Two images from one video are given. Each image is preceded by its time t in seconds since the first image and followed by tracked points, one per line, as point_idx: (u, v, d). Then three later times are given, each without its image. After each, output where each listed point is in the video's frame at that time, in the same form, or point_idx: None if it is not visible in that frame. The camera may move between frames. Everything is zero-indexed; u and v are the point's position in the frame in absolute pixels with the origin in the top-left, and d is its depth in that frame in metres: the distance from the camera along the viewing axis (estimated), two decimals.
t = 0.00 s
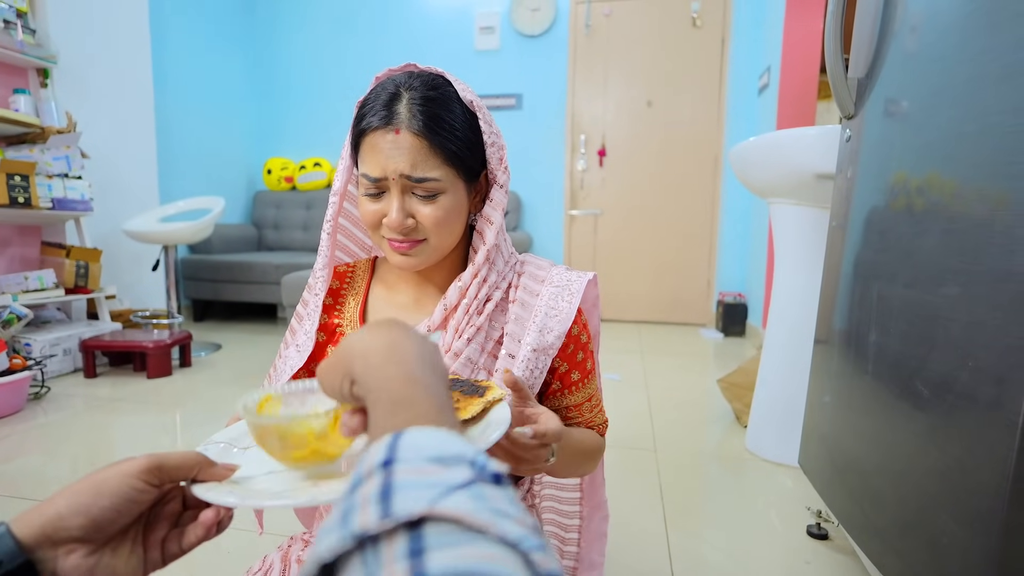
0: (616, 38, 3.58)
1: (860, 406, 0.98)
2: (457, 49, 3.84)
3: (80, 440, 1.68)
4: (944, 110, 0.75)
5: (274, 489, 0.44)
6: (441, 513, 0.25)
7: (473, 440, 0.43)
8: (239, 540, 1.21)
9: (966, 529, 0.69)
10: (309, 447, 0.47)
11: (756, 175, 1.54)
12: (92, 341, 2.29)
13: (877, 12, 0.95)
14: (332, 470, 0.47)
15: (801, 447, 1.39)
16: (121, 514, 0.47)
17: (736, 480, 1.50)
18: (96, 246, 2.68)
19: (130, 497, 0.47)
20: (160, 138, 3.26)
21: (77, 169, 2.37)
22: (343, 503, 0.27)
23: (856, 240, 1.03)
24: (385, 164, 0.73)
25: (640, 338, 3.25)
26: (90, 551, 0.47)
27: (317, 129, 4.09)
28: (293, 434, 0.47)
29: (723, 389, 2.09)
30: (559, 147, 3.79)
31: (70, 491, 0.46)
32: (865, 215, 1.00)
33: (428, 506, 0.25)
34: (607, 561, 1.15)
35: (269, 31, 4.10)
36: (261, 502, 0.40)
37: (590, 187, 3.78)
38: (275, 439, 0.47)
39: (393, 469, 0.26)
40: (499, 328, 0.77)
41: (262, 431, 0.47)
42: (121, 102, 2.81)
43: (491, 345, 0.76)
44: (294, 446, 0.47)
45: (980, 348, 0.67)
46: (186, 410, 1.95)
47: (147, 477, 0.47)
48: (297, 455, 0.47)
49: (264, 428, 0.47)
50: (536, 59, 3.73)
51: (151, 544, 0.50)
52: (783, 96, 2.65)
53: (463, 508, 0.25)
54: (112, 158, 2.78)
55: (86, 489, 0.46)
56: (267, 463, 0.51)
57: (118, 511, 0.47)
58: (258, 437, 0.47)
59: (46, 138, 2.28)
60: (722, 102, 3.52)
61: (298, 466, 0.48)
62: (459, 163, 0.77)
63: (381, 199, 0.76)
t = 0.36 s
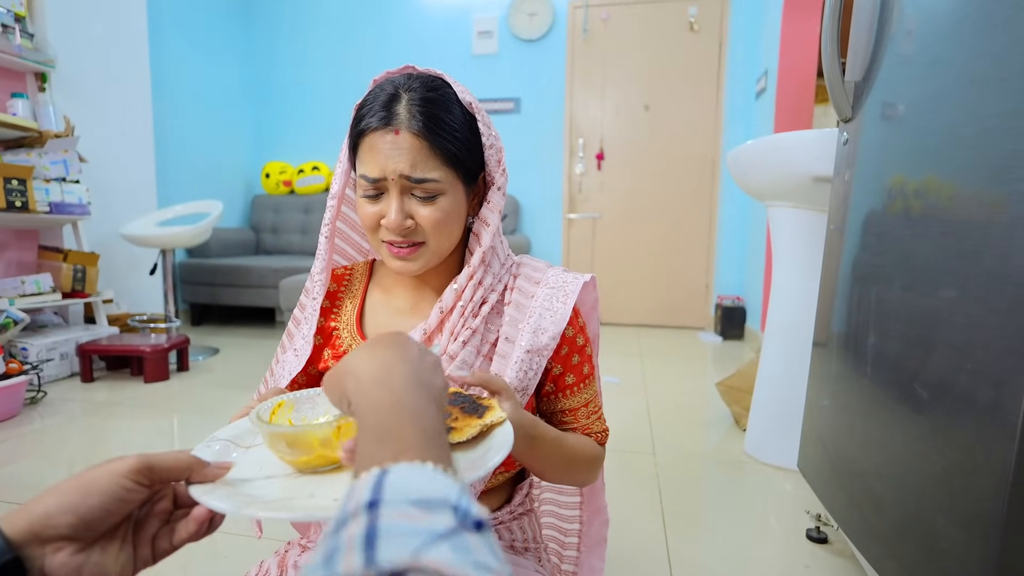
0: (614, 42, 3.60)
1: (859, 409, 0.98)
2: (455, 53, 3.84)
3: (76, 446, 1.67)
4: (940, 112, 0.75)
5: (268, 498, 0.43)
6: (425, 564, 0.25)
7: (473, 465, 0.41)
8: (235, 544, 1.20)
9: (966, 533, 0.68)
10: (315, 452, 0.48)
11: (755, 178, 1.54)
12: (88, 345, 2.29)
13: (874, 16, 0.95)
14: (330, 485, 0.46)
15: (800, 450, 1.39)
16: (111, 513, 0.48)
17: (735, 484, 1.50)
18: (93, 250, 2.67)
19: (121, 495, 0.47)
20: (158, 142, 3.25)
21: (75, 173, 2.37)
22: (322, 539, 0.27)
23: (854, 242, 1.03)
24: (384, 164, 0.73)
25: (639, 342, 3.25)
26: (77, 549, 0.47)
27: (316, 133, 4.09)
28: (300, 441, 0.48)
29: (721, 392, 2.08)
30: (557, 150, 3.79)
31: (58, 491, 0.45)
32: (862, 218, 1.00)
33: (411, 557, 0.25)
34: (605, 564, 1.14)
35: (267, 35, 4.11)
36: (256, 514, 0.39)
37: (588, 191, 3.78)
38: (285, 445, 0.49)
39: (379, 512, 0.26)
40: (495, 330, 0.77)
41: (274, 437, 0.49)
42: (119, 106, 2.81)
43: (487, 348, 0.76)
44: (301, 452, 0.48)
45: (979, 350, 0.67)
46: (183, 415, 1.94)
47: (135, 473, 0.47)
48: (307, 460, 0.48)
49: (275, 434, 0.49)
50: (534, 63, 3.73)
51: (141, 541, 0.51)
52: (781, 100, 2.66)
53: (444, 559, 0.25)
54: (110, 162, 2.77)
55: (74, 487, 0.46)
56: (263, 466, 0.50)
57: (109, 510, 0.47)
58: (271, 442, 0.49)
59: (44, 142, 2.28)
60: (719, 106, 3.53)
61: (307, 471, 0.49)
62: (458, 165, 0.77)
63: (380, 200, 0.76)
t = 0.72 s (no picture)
0: (612, 45, 3.60)
1: (859, 411, 0.97)
2: (454, 56, 3.85)
3: (74, 448, 1.67)
4: (939, 113, 0.75)
5: (268, 473, 0.46)
6: None
7: (472, 445, 0.48)
8: (232, 546, 1.20)
9: (967, 535, 0.68)
10: (312, 431, 0.51)
11: (754, 180, 1.54)
12: (87, 347, 2.29)
13: (872, 19, 0.95)
14: (328, 460, 0.49)
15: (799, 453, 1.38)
16: (93, 504, 0.50)
17: (734, 487, 1.49)
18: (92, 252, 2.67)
19: (100, 486, 0.50)
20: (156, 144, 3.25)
21: (73, 176, 2.37)
22: None
23: (853, 244, 1.03)
24: (381, 160, 0.73)
25: (638, 345, 3.25)
26: (64, 542, 0.49)
27: (315, 135, 4.09)
28: (298, 420, 0.51)
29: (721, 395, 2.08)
30: (556, 153, 3.80)
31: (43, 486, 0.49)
32: (861, 220, 1.00)
33: None
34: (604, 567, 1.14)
35: (266, 38, 4.11)
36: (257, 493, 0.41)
37: (588, 194, 3.78)
38: (282, 422, 0.51)
39: None
40: (488, 332, 0.77)
41: (271, 414, 0.52)
42: (118, 109, 2.81)
43: (481, 350, 0.76)
44: (298, 429, 0.51)
45: (979, 352, 0.66)
46: (181, 417, 1.93)
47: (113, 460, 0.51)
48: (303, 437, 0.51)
49: (272, 412, 0.51)
50: (534, 65, 3.74)
51: (134, 532, 0.54)
52: (779, 103, 2.66)
53: None
54: (108, 164, 2.77)
55: (56, 483, 0.49)
56: (261, 444, 0.52)
57: (91, 500, 0.50)
58: (268, 420, 0.52)
59: (43, 144, 2.28)
60: (718, 109, 3.54)
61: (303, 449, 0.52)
62: (454, 163, 0.76)
63: (376, 196, 0.76)
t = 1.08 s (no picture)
0: (611, 47, 3.61)
1: (859, 413, 0.97)
2: (453, 57, 3.85)
3: (73, 450, 1.66)
4: (938, 114, 0.75)
5: (272, 462, 0.47)
6: None
7: (476, 444, 0.48)
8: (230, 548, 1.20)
9: (968, 537, 0.68)
10: (318, 422, 0.52)
11: (753, 182, 1.54)
12: (85, 349, 2.28)
13: (871, 20, 0.95)
14: (331, 453, 0.49)
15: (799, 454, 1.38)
16: None
17: (734, 488, 1.49)
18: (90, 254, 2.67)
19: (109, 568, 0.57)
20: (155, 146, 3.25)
21: (72, 177, 2.37)
22: None
23: (853, 246, 1.03)
24: (377, 154, 0.73)
25: (638, 346, 3.24)
26: None
27: (315, 137, 4.09)
28: (303, 411, 0.52)
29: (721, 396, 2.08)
30: (555, 154, 3.80)
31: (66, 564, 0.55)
32: (861, 221, 0.99)
33: None
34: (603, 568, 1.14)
35: (266, 40, 4.12)
36: (257, 478, 0.42)
37: (587, 195, 3.78)
38: (288, 412, 0.52)
39: None
40: (487, 330, 0.77)
41: (277, 404, 0.53)
42: (117, 111, 2.81)
43: (479, 348, 0.76)
44: (302, 420, 0.52)
45: (979, 352, 0.66)
46: (180, 419, 1.93)
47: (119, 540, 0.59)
48: (309, 425, 0.52)
49: (278, 401, 0.52)
50: (533, 67, 3.75)
51: None
52: (778, 104, 2.66)
53: None
54: (107, 166, 2.77)
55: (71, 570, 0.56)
56: (267, 435, 0.54)
57: None
58: (274, 409, 0.53)
59: (42, 145, 2.28)
60: (716, 111, 3.54)
61: (308, 439, 0.53)
62: (451, 159, 0.76)
63: (373, 192, 0.76)
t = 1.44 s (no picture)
0: (610, 49, 3.61)
1: (859, 414, 0.97)
2: (453, 58, 3.86)
3: (71, 452, 1.66)
4: (938, 115, 0.75)
5: (273, 444, 0.49)
6: None
7: (473, 440, 0.48)
8: (227, 550, 1.19)
9: (969, 538, 0.67)
10: (320, 410, 0.53)
11: (751, 182, 1.54)
12: (84, 351, 2.28)
13: (869, 22, 0.95)
14: (332, 439, 0.50)
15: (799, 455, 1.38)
16: None
17: (734, 489, 1.49)
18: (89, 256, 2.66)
19: None
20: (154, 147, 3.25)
21: (71, 179, 2.36)
22: None
23: (852, 247, 1.03)
24: (372, 157, 0.73)
25: (637, 347, 3.24)
26: None
27: (314, 138, 4.09)
28: (307, 397, 0.53)
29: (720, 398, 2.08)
30: (554, 155, 3.80)
31: None
32: (860, 223, 0.99)
33: None
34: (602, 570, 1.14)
35: (266, 42, 4.12)
36: (257, 457, 0.44)
37: (586, 197, 3.78)
38: (291, 399, 0.53)
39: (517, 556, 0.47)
40: (481, 328, 0.77)
41: (281, 389, 0.54)
42: (116, 113, 2.81)
43: (472, 346, 0.76)
44: (305, 407, 0.53)
45: (980, 352, 0.66)
46: (179, 422, 1.92)
47: None
48: (311, 414, 0.53)
49: (283, 387, 0.54)
50: (532, 68, 3.75)
51: None
52: (777, 106, 2.66)
53: None
54: (106, 167, 2.77)
55: None
56: (270, 420, 0.55)
57: None
58: (278, 394, 0.54)
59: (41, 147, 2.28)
60: (715, 112, 3.55)
61: (310, 427, 0.54)
62: (445, 163, 0.76)
63: (368, 195, 0.75)
